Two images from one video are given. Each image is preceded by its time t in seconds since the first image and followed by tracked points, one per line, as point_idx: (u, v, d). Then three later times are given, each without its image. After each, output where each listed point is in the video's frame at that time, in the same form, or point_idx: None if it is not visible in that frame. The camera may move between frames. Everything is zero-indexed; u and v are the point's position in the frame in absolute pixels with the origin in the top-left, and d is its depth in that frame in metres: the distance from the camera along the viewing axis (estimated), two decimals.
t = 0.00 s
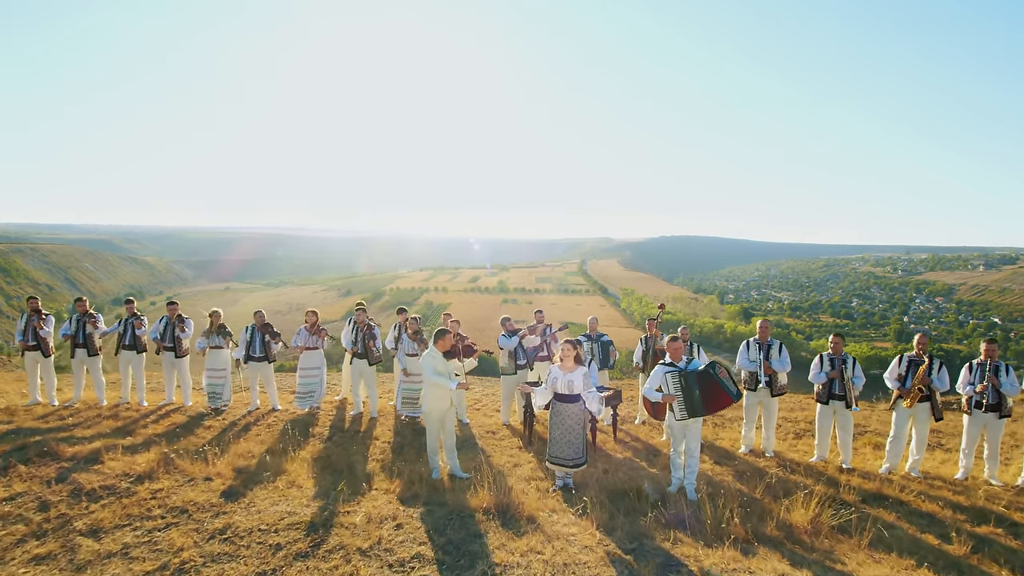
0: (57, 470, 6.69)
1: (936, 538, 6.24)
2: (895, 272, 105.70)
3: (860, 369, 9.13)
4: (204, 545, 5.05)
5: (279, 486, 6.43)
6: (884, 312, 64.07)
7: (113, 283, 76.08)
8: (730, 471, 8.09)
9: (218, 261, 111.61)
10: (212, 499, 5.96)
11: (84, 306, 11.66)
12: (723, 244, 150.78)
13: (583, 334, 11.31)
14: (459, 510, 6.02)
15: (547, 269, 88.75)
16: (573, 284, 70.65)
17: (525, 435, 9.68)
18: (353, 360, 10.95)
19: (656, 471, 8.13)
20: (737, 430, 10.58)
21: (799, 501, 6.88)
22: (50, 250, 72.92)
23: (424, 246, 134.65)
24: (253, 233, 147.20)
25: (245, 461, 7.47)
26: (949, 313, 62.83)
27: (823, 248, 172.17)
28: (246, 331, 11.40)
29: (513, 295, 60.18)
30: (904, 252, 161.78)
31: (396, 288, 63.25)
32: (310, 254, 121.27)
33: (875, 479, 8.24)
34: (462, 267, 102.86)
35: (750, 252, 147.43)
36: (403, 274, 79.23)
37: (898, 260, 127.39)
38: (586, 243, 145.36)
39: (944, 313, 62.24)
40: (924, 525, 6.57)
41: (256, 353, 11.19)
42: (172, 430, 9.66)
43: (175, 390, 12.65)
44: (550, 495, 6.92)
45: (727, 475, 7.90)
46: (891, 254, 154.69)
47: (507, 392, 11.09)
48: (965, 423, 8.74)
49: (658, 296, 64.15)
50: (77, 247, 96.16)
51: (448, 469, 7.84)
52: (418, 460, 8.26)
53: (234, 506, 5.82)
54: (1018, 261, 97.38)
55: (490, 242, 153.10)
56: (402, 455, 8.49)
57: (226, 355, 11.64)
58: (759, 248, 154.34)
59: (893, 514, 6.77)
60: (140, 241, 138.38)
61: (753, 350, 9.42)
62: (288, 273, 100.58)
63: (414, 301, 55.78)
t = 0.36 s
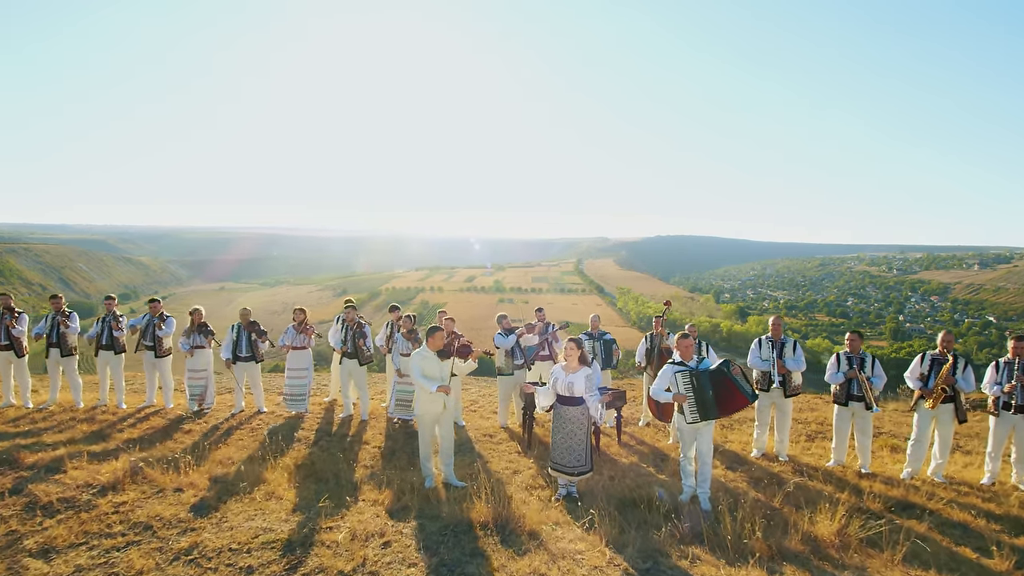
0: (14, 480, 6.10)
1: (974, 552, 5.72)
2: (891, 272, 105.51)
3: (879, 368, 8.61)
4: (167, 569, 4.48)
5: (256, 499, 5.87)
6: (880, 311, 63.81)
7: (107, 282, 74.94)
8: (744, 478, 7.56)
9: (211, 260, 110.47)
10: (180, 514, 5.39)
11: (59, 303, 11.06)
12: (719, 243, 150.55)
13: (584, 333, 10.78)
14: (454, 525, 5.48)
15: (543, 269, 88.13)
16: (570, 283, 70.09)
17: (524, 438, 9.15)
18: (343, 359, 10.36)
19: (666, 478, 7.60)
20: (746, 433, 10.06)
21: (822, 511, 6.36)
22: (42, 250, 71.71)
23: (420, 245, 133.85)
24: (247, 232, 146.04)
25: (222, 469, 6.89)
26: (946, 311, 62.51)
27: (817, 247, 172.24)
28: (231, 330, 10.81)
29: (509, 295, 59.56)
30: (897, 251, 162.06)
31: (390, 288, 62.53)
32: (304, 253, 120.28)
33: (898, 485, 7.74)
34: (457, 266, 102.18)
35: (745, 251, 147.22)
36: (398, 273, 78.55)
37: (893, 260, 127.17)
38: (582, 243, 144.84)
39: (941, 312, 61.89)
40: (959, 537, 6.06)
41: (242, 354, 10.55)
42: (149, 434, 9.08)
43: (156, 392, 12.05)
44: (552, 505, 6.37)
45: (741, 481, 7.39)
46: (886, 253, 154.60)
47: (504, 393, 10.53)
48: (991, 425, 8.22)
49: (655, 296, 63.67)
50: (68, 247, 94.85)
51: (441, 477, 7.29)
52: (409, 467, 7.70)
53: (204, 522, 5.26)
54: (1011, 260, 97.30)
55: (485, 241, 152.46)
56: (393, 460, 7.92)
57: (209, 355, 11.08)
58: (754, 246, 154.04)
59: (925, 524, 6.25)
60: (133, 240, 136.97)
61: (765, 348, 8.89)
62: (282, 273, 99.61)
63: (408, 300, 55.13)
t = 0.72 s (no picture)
0: None
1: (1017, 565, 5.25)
2: (882, 270, 105.49)
3: (898, 366, 8.12)
4: None
5: (229, 513, 5.32)
6: (872, 308, 63.65)
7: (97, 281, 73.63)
8: (760, 484, 7.08)
9: (201, 260, 109.19)
10: (144, 533, 4.84)
11: (31, 300, 10.47)
12: (711, 241, 150.50)
13: (585, 330, 10.28)
14: (449, 543, 4.96)
15: (537, 267, 87.58)
16: (563, 282, 69.58)
17: (523, 442, 8.65)
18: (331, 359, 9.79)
19: (677, 485, 7.12)
20: (756, 435, 9.58)
21: (848, 522, 5.90)
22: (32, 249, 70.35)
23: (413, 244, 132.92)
24: (238, 232, 144.68)
25: (194, 478, 6.32)
26: (938, 307, 62.26)
27: (809, 246, 172.58)
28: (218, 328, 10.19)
29: (503, 294, 59.00)
30: (889, 249, 161.90)
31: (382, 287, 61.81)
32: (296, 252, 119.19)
33: (923, 491, 7.29)
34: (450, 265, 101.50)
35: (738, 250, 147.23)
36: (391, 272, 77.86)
37: (885, 258, 127.31)
38: (574, 242, 143.98)
39: (933, 308, 61.81)
40: (998, 548, 5.59)
41: (226, 353, 9.95)
42: (123, 440, 8.49)
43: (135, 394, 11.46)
44: (556, 518, 5.85)
45: (755, 488, 6.93)
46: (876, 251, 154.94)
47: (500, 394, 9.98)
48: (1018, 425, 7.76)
49: (649, 294, 63.28)
50: (56, 246, 93.26)
51: (435, 485, 6.74)
52: (401, 475, 7.17)
53: (168, 541, 4.71)
54: (1001, 257, 97.39)
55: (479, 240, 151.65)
56: (384, 467, 7.38)
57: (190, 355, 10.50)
58: (746, 244, 153.92)
59: (960, 535, 5.78)
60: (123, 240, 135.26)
61: (778, 346, 8.40)
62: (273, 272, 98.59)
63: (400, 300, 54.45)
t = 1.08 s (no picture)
0: None
1: None
2: (871, 266, 105.64)
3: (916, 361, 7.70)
4: None
5: (200, 529, 4.82)
6: (862, 304, 63.47)
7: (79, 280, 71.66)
8: (774, 489, 6.69)
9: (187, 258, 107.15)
10: (100, 555, 4.31)
11: None
12: (701, 238, 150.18)
13: (585, 326, 9.87)
14: (444, 562, 4.50)
15: (528, 265, 86.62)
16: (555, 279, 68.92)
17: (521, 445, 8.18)
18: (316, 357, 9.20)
19: (687, 490, 6.71)
20: (762, 434, 9.21)
21: (874, 530, 5.52)
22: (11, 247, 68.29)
23: (403, 242, 131.40)
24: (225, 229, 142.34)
25: (164, 487, 5.79)
26: (928, 302, 62.19)
27: (797, 243, 172.77)
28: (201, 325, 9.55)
29: (495, 292, 58.21)
30: (875, 246, 162.71)
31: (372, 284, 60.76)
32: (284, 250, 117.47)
33: (944, 493, 6.93)
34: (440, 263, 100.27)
35: (728, 247, 146.94)
36: (380, 270, 76.73)
37: (874, 255, 127.77)
38: (564, 238, 142.87)
39: (922, 303, 61.56)
40: None
41: (206, 352, 9.40)
42: (92, 444, 7.93)
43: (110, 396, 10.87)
44: (560, 529, 5.40)
45: (770, 493, 6.54)
46: (865, 249, 155.28)
47: (494, 394, 9.50)
48: None
49: (640, 291, 62.72)
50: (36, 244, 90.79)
51: (429, 493, 6.25)
52: (392, 481, 6.71)
53: (128, 564, 4.20)
54: (988, 254, 97.39)
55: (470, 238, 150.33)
56: (374, 473, 6.90)
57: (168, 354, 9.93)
58: (736, 240, 154.02)
59: (993, 543, 5.40)
60: (106, 237, 132.30)
61: (789, 342, 7.95)
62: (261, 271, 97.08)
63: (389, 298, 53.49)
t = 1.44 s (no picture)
0: None
1: None
2: (856, 261, 106.24)
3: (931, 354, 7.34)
4: None
5: (163, 548, 4.34)
6: (847, 297, 63.59)
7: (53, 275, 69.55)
8: (787, 492, 6.32)
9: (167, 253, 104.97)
10: None
11: None
12: (688, 234, 150.35)
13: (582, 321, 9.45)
14: None
15: (516, 261, 85.87)
16: (543, 274, 68.37)
17: (517, 446, 7.76)
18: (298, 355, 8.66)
19: (696, 494, 6.33)
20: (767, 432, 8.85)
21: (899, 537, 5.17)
22: None
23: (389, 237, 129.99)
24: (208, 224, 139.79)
25: (126, 499, 5.25)
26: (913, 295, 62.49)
27: (782, 239, 173.71)
28: (178, 321, 8.90)
29: (483, 287, 57.57)
30: (859, 241, 164.09)
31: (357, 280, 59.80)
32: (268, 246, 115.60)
33: (965, 493, 6.59)
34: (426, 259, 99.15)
35: (714, 242, 147.26)
36: (366, 266, 75.65)
37: (858, 250, 128.59)
38: (552, 234, 142.27)
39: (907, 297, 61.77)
40: None
41: (180, 350, 8.82)
42: (56, 449, 7.38)
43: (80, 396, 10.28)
44: (564, 540, 4.98)
45: (785, 496, 6.17)
46: (848, 244, 155.98)
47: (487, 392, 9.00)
48: None
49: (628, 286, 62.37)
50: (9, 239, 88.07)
51: (422, 500, 5.82)
52: (382, 487, 6.26)
53: None
54: (970, 249, 98.25)
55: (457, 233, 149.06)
56: (362, 478, 6.44)
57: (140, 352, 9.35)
58: (721, 235, 154.23)
59: None
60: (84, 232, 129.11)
61: (798, 335, 7.57)
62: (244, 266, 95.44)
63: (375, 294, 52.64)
